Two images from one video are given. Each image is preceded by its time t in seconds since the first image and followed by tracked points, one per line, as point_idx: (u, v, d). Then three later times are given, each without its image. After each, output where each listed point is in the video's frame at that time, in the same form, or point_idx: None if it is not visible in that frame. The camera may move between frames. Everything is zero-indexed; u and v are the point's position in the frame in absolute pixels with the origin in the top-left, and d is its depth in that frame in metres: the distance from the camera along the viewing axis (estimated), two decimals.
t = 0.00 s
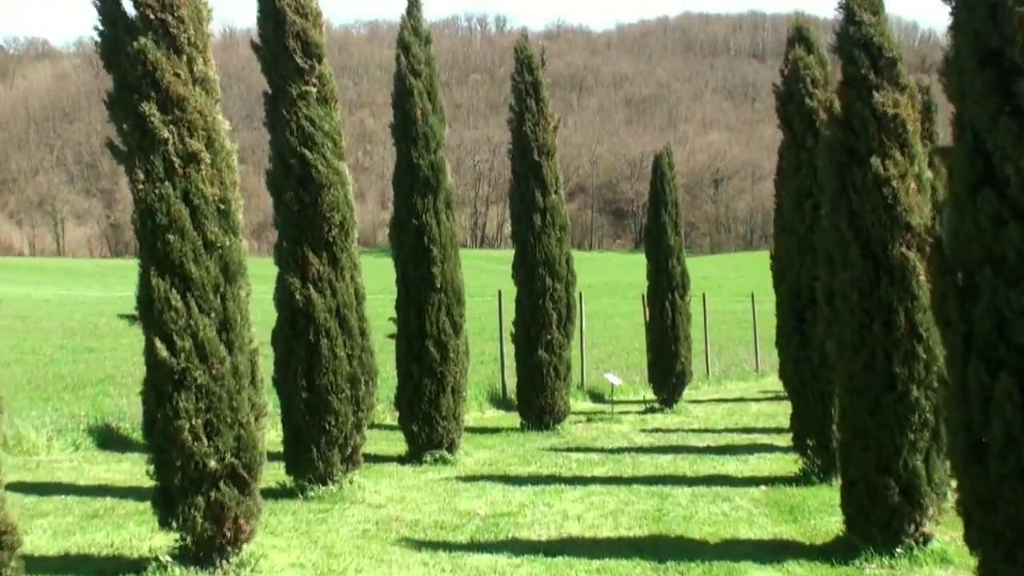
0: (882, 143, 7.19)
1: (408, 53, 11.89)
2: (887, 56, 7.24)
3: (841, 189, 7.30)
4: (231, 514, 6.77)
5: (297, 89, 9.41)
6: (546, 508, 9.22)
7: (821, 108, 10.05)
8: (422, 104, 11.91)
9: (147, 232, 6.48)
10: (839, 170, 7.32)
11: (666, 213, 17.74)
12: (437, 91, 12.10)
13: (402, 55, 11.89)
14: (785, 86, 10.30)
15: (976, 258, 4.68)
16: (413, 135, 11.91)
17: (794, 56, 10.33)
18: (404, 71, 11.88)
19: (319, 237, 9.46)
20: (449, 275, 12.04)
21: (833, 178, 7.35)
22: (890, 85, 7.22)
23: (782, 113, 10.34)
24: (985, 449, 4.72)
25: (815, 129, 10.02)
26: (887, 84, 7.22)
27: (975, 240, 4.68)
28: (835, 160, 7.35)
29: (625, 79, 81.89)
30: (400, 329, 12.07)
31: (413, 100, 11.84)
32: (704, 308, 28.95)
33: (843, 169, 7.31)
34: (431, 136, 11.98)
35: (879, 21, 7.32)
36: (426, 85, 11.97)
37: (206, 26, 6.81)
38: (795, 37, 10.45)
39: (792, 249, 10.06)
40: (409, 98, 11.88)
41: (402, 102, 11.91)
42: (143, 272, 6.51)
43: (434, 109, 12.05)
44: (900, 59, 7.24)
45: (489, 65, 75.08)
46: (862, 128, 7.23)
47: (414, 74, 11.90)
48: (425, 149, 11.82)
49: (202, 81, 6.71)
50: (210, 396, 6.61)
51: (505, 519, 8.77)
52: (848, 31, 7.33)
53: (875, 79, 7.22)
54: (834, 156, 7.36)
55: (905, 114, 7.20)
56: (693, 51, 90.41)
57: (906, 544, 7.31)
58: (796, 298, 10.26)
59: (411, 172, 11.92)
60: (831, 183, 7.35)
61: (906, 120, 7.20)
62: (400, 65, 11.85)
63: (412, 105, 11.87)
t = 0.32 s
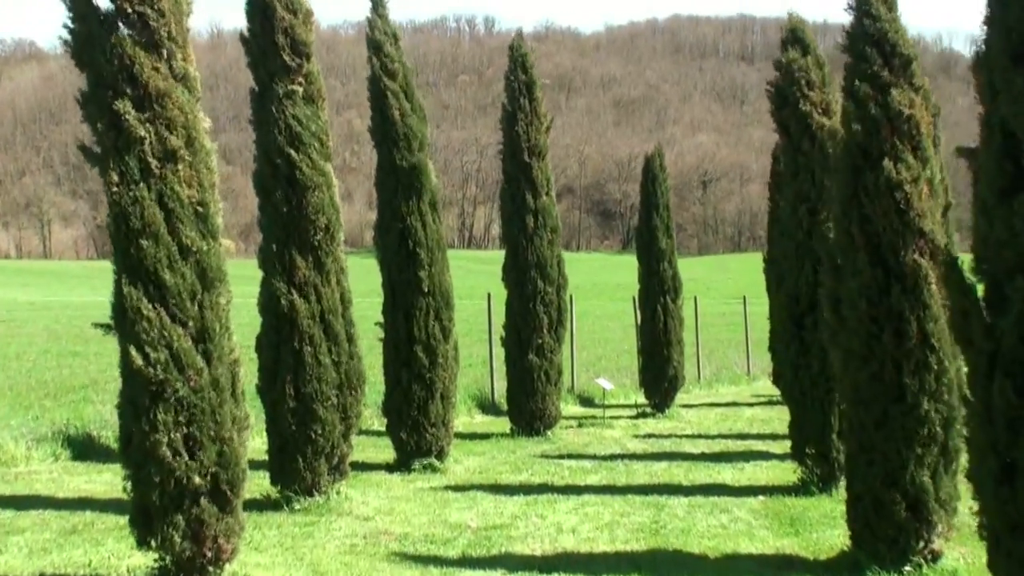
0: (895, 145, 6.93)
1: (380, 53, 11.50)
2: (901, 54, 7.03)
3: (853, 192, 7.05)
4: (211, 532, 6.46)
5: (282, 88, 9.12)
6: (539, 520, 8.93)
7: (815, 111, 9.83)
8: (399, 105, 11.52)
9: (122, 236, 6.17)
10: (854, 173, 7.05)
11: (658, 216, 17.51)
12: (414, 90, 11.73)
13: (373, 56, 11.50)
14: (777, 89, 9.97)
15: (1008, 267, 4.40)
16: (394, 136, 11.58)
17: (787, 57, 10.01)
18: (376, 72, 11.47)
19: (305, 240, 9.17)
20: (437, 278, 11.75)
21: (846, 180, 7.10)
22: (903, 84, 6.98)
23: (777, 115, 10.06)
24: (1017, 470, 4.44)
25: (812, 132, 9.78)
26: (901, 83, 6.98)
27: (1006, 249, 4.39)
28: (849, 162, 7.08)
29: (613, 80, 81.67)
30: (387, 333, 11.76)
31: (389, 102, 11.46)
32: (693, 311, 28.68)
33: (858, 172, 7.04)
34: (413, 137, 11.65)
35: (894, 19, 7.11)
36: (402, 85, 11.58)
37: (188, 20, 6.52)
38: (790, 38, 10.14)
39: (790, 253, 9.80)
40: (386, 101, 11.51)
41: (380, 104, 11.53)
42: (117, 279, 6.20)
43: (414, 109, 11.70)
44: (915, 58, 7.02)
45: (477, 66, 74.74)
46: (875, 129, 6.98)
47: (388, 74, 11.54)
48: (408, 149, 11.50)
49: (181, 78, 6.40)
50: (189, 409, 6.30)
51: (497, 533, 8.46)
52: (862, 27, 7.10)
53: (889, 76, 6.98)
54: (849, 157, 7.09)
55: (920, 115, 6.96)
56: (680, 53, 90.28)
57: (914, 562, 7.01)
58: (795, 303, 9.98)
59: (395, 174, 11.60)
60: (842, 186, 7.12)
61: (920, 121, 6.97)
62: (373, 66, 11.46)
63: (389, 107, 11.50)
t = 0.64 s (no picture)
0: (905, 141, 6.65)
1: (371, 49, 11.23)
2: (907, 47, 6.77)
3: (859, 189, 6.79)
4: (187, 548, 6.17)
5: (264, 83, 8.79)
6: (532, 531, 8.61)
7: (819, 107, 9.51)
8: (393, 101, 11.28)
9: (99, 234, 5.82)
10: (858, 169, 6.79)
11: (647, 219, 17.24)
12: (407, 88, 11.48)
13: (364, 52, 11.25)
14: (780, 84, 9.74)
15: None
16: (386, 135, 11.26)
17: (790, 52, 9.67)
18: (370, 65, 11.25)
19: (290, 241, 8.83)
20: (425, 282, 11.40)
21: (850, 179, 6.84)
22: (913, 77, 6.72)
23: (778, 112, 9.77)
24: None
25: (812, 130, 9.42)
26: (910, 76, 6.72)
27: None
28: (854, 158, 6.82)
29: (596, 86, 81.56)
30: (372, 339, 11.42)
31: (384, 97, 11.22)
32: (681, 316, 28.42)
33: (862, 169, 6.78)
34: (405, 135, 11.34)
35: (899, 10, 6.87)
36: (395, 82, 11.34)
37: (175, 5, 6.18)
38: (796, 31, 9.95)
39: (789, 254, 9.57)
40: (380, 96, 11.26)
41: (372, 100, 11.27)
42: (93, 279, 5.86)
43: (406, 107, 11.43)
44: (922, 50, 6.76)
45: (459, 72, 74.47)
46: (883, 125, 6.71)
47: (381, 70, 11.29)
48: (399, 148, 11.20)
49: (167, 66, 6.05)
50: (166, 418, 5.96)
51: (489, 545, 8.12)
52: (864, 21, 6.86)
53: (897, 70, 6.72)
54: (853, 154, 6.83)
55: (931, 108, 6.69)
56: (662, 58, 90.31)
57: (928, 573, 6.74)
58: (794, 306, 9.71)
59: (384, 174, 11.26)
60: (846, 185, 6.86)
61: (931, 116, 6.69)
62: (363, 62, 11.20)
63: (383, 102, 11.24)
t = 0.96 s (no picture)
0: (917, 136, 6.40)
1: (366, 41, 11.01)
2: (924, 37, 6.54)
3: (867, 187, 6.52)
4: (161, 566, 5.84)
5: (245, 77, 8.46)
6: (524, 543, 8.30)
7: (823, 102, 9.28)
8: (377, 97, 10.95)
9: (67, 234, 5.49)
10: (868, 166, 6.52)
11: (636, 218, 16.97)
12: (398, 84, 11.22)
13: (359, 43, 11.03)
14: (782, 79, 9.51)
15: None
16: (371, 131, 10.95)
17: (796, 44, 9.49)
18: (360, 58, 11.00)
19: (271, 241, 8.52)
20: (411, 283, 11.08)
21: (858, 177, 6.57)
22: (928, 69, 6.48)
23: (778, 107, 9.52)
24: None
25: (818, 123, 9.27)
26: (925, 68, 6.49)
27: None
28: (861, 155, 6.56)
29: (578, 85, 81.31)
30: (356, 341, 11.09)
31: (368, 93, 10.89)
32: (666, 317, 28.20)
33: (871, 166, 6.52)
34: (391, 132, 11.02)
35: None
36: (385, 78, 11.07)
37: None
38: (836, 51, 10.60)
39: (787, 255, 9.35)
40: (364, 92, 10.94)
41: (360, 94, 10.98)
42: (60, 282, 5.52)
43: (395, 103, 11.13)
44: (939, 40, 6.54)
45: (441, 71, 74.03)
46: (895, 119, 6.45)
47: (371, 64, 11.03)
48: (384, 145, 10.87)
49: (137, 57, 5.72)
50: (139, 430, 5.63)
51: (479, 557, 7.82)
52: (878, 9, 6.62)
53: (913, 61, 6.49)
54: (861, 151, 6.57)
55: (946, 101, 6.42)
56: (644, 58, 90.09)
57: None
58: (791, 309, 9.44)
59: (369, 171, 10.95)
60: (854, 183, 6.58)
61: (947, 109, 6.41)
62: (356, 53, 10.97)
63: (368, 98, 10.92)
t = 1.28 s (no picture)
0: (936, 119, 6.09)
1: (343, 35, 10.60)
2: (938, 15, 6.19)
3: (883, 171, 6.22)
4: None
5: (226, 67, 8.07)
6: (513, 554, 7.92)
7: (822, 94, 8.97)
8: (363, 91, 10.58)
9: (35, 226, 5.09)
10: (885, 149, 6.22)
11: (624, 218, 16.63)
12: (379, 77, 10.84)
13: (335, 38, 10.61)
14: (780, 69, 9.18)
15: None
16: (353, 126, 10.58)
17: (797, 33, 9.19)
18: (337, 55, 10.58)
19: (248, 239, 8.11)
20: (395, 284, 10.70)
21: (874, 160, 6.26)
22: (945, 49, 6.16)
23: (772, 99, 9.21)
24: None
25: (812, 117, 8.95)
26: (942, 46, 6.16)
27: None
28: (881, 136, 6.25)
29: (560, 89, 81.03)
30: (338, 343, 10.69)
31: (354, 86, 10.52)
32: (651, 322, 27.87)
33: (888, 149, 6.22)
34: (373, 128, 10.67)
35: None
36: (366, 72, 10.69)
37: None
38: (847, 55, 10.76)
39: (785, 253, 9.03)
40: (347, 85, 10.56)
41: (338, 89, 10.58)
42: (27, 277, 5.11)
43: (376, 98, 10.75)
44: (952, 18, 6.21)
45: (423, 76, 73.32)
46: (913, 100, 6.14)
47: (351, 58, 10.62)
48: (367, 141, 10.49)
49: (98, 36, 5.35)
50: (118, 438, 5.24)
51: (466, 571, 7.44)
52: None
53: (929, 37, 6.14)
54: (880, 132, 6.26)
55: (962, 84, 6.10)
56: (626, 62, 89.80)
57: None
58: (789, 308, 9.07)
59: (350, 168, 10.56)
60: (869, 166, 6.27)
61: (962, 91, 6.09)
62: (333, 48, 10.56)
63: (352, 92, 10.54)
